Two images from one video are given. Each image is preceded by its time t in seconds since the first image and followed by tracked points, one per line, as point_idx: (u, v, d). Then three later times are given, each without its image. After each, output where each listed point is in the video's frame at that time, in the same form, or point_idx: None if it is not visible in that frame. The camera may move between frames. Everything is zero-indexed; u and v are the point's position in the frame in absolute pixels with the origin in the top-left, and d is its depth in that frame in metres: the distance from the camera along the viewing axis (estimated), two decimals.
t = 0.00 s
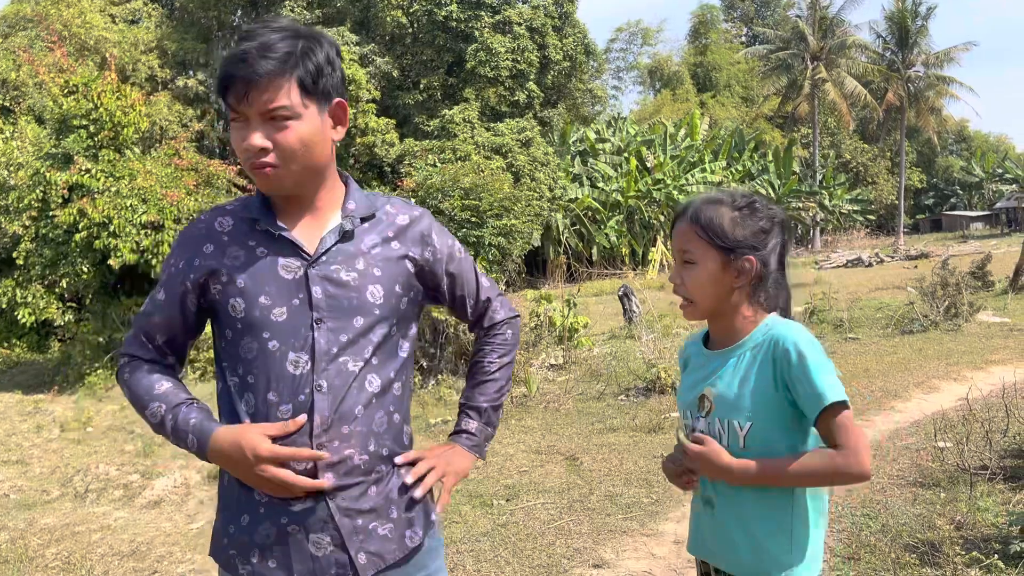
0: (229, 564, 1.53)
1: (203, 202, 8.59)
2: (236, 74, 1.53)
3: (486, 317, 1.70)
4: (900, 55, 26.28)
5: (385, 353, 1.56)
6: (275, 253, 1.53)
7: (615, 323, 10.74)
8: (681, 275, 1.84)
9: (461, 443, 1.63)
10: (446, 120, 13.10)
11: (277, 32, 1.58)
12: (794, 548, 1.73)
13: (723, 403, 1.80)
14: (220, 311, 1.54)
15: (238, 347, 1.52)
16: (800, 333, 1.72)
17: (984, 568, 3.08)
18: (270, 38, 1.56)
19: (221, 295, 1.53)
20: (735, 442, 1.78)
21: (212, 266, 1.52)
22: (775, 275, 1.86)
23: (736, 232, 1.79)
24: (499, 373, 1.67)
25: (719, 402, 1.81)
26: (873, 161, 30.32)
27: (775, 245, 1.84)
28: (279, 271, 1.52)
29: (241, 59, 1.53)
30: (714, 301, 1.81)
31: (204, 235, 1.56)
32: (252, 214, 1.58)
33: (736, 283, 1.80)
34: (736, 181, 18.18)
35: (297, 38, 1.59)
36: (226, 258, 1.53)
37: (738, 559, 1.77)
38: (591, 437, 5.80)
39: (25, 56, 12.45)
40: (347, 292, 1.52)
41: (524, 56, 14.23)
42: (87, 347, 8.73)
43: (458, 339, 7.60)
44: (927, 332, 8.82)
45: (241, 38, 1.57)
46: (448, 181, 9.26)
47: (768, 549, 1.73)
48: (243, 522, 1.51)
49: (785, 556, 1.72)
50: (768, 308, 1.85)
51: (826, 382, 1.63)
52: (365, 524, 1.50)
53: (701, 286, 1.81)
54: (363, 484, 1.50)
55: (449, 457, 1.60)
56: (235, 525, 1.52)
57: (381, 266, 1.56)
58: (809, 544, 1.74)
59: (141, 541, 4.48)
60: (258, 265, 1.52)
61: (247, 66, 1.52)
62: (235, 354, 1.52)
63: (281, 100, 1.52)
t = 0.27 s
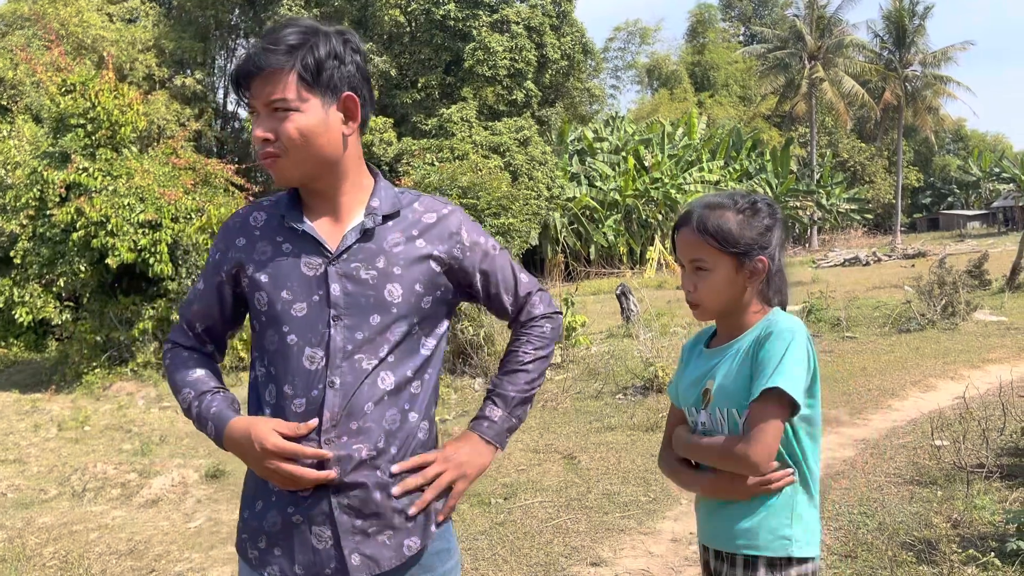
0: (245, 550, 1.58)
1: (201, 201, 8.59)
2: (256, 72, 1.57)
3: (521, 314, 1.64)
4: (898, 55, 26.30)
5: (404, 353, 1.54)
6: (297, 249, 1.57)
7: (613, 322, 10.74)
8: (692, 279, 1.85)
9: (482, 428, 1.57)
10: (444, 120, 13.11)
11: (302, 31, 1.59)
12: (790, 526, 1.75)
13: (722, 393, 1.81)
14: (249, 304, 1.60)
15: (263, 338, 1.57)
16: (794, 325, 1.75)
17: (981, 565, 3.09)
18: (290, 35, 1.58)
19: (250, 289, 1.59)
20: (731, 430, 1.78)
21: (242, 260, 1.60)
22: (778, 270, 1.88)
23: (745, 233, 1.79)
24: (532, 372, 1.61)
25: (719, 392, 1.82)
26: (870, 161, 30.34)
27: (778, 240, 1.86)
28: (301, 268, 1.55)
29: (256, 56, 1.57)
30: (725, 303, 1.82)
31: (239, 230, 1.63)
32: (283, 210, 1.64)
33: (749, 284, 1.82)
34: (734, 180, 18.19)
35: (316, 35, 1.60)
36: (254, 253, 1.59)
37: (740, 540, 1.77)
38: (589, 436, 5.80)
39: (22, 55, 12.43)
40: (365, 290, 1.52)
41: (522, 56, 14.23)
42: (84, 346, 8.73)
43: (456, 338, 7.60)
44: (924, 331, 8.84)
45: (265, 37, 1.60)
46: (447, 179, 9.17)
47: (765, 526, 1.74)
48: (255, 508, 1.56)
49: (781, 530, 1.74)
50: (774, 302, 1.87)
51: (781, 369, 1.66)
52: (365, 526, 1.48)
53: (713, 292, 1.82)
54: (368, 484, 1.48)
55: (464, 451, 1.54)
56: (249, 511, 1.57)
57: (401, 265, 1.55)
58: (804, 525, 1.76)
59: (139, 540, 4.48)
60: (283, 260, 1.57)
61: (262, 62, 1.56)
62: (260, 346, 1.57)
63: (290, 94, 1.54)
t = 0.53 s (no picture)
0: (266, 535, 1.62)
1: (198, 200, 8.59)
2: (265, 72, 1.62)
3: (540, 316, 1.53)
4: (896, 53, 26.30)
5: (415, 350, 1.51)
6: (317, 245, 1.60)
7: (611, 320, 10.74)
8: (687, 272, 1.85)
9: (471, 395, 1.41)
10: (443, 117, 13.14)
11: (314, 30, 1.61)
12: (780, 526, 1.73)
13: (716, 393, 1.82)
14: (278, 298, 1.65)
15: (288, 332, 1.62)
16: (791, 328, 1.74)
17: (977, 563, 3.10)
18: (300, 35, 1.61)
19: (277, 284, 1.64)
20: (725, 430, 1.79)
21: (271, 256, 1.65)
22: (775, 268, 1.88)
23: (741, 229, 1.79)
24: (538, 365, 1.49)
25: (711, 393, 1.83)
26: (868, 159, 30.34)
27: (774, 239, 1.86)
28: (319, 264, 1.58)
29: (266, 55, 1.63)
30: (718, 298, 1.83)
31: (273, 226, 1.69)
32: (311, 207, 1.68)
33: (741, 280, 1.82)
34: (731, 178, 18.19)
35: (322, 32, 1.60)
36: (279, 249, 1.64)
37: (732, 535, 1.77)
38: (587, 434, 5.81)
39: (19, 53, 12.40)
40: (375, 286, 1.52)
41: (520, 54, 14.22)
42: (82, 344, 8.72)
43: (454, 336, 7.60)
44: (921, 329, 8.85)
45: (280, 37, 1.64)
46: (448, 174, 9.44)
47: (753, 524, 1.74)
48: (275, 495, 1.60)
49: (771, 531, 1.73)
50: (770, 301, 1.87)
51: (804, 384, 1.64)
52: (373, 521, 1.48)
53: (707, 285, 1.82)
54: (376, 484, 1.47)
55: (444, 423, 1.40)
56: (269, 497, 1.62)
57: (414, 262, 1.53)
58: (796, 523, 1.74)
59: (137, 538, 4.48)
60: (304, 256, 1.60)
61: (270, 61, 1.61)
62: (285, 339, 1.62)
63: (291, 89, 1.58)
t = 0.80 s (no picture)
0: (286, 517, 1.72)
1: (195, 197, 8.59)
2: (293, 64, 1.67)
3: (541, 322, 1.51)
4: (893, 51, 26.31)
5: (413, 343, 1.50)
6: (335, 238, 1.64)
7: (608, 318, 10.75)
8: (687, 270, 1.84)
9: (442, 374, 1.37)
10: (440, 115, 13.16)
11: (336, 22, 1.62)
12: (790, 523, 1.73)
13: (723, 394, 1.80)
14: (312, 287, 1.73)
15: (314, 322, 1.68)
16: (801, 333, 1.75)
17: (974, 559, 3.11)
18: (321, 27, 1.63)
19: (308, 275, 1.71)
20: (735, 432, 1.78)
21: (304, 248, 1.73)
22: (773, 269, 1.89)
23: (741, 229, 1.80)
24: (518, 367, 1.42)
25: (718, 395, 1.81)
26: (866, 157, 30.34)
27: (774, 240, 1.87)
28: (334, 256, 1.63)
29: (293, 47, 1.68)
30: (716, 296, 1.82)
31: (311, 219, 1.77)
32: (344, 199, 1.73)
33: (740, 278, 1.82)
34: (729, 176, 18.19)
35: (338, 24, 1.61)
36: (309, 242, 1.72)
37: (742, 535, 1.75)
38: (584, 432, 5.81)
39: (16, 50, 12.38)
40: (378, 278, 1.53)
41: (518, 52, 14.22)
42: (79, 342, 8.72)
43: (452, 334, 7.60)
44: (918, 326, 8.87)
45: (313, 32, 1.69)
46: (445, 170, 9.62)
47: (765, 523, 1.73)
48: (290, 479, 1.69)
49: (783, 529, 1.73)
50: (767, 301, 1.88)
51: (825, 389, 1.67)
52: (369, 517, 1.52)
53: (708, 284, 1.81)
54: (372, 479, 1.51)
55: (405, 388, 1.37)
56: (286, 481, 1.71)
57: (416, 255, 1.52)
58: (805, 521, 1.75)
59: (134, 536, 4.48)
60: (325, 248, 1.66)
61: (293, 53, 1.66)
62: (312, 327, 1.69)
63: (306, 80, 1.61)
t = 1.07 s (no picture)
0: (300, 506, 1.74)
1: (193, 194, 8.57)
2: (347, 60, 1.56)
3: (545, 321, 1.49)
4: (891, 49, 26.35)
5: (428, 339, 1.50)
6: (352, 234, 1.65)
7: (605, 315, 10.76)
8: (680, 270, 1.85)
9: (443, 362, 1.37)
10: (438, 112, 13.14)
11: (383, 18, 1.57)
12: (790, 526, 1.72)
13: (725, 396, 1.80)
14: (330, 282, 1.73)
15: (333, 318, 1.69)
16: (798, 332, 1.73)
17: (969, 557, 3.13)
18: (373, 24, 1.56)
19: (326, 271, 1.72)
20: (740, 434, 1.78)
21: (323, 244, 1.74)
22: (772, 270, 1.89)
23: (741, 230, 1.80)
24: (521, 366, 1.42)
25: (720, 396, 1.81)
26: (864, 155, 30.34)
27: (774, 242, 1.86)
28: (352, 250, 1.63)
29: (347, 41, 1.56)
30: (713, 297, 1.82)
31: (328, 216, 1.77)
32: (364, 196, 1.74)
33: (740, 281, 1.81)
34: (727, 174, 18.19)
35: (398, 23, 1.56)
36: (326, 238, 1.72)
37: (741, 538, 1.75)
38: (582, 429, 5.82)
39: (13, 47, 12.36)
40: (394, 275, 1.54)
41: (516, 49, 14.22)
42: (76, 339, 8.72)
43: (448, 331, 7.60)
44: (915, 324, 8.89)
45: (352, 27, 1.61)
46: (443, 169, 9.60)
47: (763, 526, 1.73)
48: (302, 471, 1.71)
49: (781, 531, 1.72)
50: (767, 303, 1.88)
51: (825, 389, 1.67)
52: (373, 513, 1.53)
53: (703, 284, 1.81)
54: (379, 473, 1.52)
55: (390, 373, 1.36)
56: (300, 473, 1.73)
57: (431, 252, 1.52)
58: (806, 523, 1.74)
59: (132, 533, 4.48)
60: (342, 243, 1.67)
61: (352, 48, 1.55)
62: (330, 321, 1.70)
63: (390, 75, 1.52)
